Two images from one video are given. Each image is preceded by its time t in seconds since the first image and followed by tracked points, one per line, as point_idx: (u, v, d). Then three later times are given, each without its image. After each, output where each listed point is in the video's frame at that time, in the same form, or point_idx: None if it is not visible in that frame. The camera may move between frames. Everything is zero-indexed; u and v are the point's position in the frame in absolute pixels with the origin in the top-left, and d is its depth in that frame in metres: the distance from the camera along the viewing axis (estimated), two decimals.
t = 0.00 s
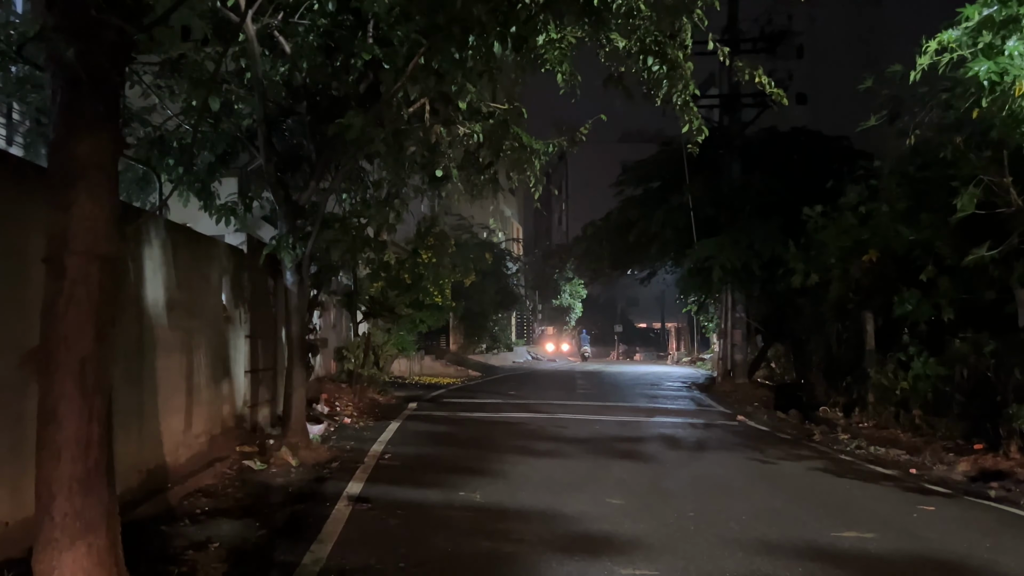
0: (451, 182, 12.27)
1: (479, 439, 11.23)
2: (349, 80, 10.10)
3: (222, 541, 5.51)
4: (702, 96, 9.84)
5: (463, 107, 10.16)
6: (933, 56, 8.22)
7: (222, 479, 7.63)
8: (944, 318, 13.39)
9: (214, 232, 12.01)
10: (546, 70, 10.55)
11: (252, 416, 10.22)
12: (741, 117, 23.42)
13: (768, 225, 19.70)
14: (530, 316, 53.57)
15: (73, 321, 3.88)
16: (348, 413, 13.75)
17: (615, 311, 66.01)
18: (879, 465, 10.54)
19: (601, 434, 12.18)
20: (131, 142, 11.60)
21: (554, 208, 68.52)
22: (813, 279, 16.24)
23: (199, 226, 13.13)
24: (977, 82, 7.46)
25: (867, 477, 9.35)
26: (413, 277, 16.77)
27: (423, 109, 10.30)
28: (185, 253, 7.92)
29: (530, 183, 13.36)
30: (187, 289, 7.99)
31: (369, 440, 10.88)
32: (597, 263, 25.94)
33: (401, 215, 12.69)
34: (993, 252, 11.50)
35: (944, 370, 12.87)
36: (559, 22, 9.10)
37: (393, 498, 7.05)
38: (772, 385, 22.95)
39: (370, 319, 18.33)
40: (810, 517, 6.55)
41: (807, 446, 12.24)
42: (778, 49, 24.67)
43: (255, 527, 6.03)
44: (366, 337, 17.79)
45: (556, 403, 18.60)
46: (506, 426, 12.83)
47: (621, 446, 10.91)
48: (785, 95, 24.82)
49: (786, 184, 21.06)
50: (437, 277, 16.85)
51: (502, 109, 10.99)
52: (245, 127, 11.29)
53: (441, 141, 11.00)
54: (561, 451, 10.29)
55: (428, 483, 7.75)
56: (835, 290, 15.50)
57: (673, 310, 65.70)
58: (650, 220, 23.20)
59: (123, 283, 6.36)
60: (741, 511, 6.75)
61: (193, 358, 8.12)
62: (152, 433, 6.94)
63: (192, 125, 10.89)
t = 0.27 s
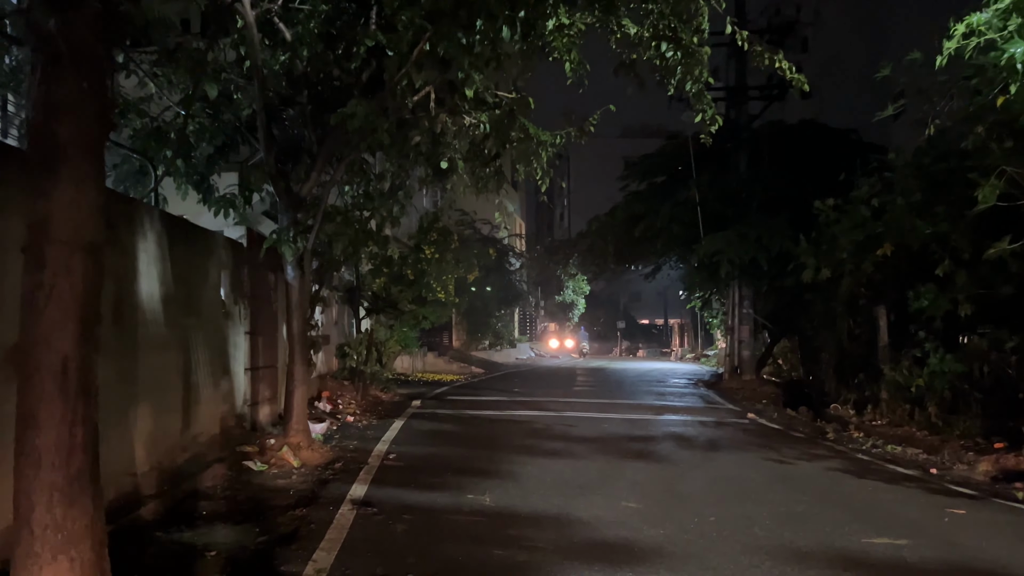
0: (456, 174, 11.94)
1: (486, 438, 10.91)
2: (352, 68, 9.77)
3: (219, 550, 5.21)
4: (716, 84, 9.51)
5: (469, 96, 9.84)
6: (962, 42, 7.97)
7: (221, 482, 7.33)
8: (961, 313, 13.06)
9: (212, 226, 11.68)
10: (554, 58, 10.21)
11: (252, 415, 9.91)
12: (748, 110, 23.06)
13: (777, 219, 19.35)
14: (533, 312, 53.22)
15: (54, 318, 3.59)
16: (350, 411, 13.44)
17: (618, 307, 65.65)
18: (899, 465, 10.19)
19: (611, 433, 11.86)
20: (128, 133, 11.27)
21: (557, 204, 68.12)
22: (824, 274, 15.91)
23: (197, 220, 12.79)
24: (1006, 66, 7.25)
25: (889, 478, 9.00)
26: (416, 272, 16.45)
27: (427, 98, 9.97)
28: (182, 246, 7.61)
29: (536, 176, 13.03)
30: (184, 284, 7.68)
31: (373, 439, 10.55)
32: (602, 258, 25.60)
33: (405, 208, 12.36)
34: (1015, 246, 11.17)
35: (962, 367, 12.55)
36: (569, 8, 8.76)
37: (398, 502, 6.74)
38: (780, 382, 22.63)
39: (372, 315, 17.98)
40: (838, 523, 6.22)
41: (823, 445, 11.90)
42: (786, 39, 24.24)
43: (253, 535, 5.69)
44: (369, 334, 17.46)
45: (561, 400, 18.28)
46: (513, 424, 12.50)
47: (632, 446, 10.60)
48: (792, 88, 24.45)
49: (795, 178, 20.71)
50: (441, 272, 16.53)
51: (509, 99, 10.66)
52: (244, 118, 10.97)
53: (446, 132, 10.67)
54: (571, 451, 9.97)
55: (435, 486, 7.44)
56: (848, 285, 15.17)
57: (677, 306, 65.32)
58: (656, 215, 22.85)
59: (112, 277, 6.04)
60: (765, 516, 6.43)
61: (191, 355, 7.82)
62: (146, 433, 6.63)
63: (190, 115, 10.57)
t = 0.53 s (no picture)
0: (463, 167, 11.60)
1: (494, 439, 10.57)
2: (356, 56, 9.47)
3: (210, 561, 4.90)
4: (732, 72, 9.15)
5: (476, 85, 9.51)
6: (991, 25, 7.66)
7: (218, 485, 7.02)
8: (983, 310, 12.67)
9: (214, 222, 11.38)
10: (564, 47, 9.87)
11: (253, 415, 9.59)
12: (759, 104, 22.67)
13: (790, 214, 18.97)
14: (541, 311, 52.81)
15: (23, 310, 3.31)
16: (355, 411, 13.11)
17: (626, 306, 65.17)
18: (924, 467, 9.82)
19: (623, 433, 11.51)
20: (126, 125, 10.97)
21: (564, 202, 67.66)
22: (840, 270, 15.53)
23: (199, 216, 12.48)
24: None
25: (914, 481, 8.64)
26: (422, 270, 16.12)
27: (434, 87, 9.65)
28: (178, 239, 7.31)
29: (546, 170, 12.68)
30: (180, 278, 7.38)
31: (378, 440, 10.22)
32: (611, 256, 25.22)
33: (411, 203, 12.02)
34: None
35: (985, 365, 12.18)
36: None
37: (404, 507, 6.41)
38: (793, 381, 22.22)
39: (378, 313, 17.67)
40: (869, 531, 5.88)
41: (841, 446, 11.54)
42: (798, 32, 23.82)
43: (250, 544, 5.38)
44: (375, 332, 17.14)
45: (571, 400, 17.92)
46: (521, 425, 12.16)
47: (646, 447, 10.24)
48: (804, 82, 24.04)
49: (808, 173, 20.32)
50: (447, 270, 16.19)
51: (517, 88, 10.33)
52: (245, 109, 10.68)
53: (453, 123, 10.34)
54: (582, 452, 9.63)
55: (442, 490, 7.12)
56: (865, 282, 14.79)
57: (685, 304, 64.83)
58: (666, 211, 22.45)
59: (102, 271, 5.74)
60: (790, 523, 6.09)
61: (188, 353, 7.52)
62: (140, 435, 6.33)
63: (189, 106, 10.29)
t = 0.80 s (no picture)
0: (462, 166, 11.25)
1: (494, 446, 10.22)
2: (351, 49, 9.14)
3: None
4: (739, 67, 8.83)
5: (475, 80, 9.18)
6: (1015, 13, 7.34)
7: (205, 497, 6.69)
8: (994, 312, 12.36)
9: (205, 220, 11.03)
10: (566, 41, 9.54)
11: (244, 421, 9.25)
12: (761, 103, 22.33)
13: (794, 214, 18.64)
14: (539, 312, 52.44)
15: None
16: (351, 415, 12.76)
17: (625, 307, 64.81)
18: (940, 474, 9.48)
19: (626, 439, 11.16)
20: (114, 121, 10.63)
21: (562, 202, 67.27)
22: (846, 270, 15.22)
23: (189, 215, 12.12)
24: None
25: (932, 490, 8.30)
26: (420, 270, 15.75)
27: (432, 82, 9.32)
28: (165, 239, 6.98)
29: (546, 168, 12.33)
30: (166, 279, 7.04)
31: (374, 447, 9.87)
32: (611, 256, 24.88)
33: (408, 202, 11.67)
34: None
35: (996, 368, 11.87)
36: None
37: (399, 521, 6.07)
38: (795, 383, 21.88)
39: (375, 315, 17.32)
40: (893, 547, 5.55)
41: (852, 451, 11.20)
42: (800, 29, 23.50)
43: (235, 563, 5.03)
44: (371, 334, 16.77)
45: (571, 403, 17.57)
46: (522, 430, 11.82)
47: (651, 453, 9.91)
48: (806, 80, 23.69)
49: (811, 172, 20.00)
50: (445, 271, 15.82)
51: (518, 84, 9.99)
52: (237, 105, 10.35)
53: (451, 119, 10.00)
54: (585, 460, 9.29)
55: (441, 501, 6.78)
56: (873, 282, 14.47)
57: (684, 305, 64.49)
58: (667, 211, 22.07)
59: (76, 272, 5.39)
60: (809, 538, 5.75)
61: (175, 358, 7.19)
62: (122, 445, 6.00)
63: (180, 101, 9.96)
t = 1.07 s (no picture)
0: (456, 155, 10.88)
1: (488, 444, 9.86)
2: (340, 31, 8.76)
3: None
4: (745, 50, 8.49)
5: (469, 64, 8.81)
6: None
7: (185, 501, 6.31)
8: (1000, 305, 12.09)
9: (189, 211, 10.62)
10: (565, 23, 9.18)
11: (228, 420, 8.86)
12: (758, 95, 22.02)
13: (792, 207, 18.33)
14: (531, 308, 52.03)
15: None
16: (340, 413, 12.37)
17: (616, 303, 64.49)
18: (950, 472, 9.18)
19: (625, 436, 10.83)
20: (94, 109, 10.21)
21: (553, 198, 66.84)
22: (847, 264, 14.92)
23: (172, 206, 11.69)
24: None
25: (945, 489, 8.00)
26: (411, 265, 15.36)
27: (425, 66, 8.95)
28: (143, 228, 6.60)
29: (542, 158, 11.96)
30: (144, 270, 6.65)
31: (364, 446, 9.50)
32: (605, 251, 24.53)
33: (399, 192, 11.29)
34: None
35: (1003, 363, 11.60)
36: None
37: (391, 526, 5.72)
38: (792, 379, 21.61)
39: (365, 310, 16.93)
40: (916, 551, 5.23)
41: (857, 448, 10.90)
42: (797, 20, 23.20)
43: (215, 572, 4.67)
44: (361, 329, 16.38)
45: (566, 400, 17.22)
46: (517, 428, 11.46)
47: (651, 452, 9.57)
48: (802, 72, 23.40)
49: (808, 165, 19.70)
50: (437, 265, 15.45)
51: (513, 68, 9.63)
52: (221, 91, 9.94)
53: (444, 105, 9.63)
54: (584, 459, 8.95)
55: (435, 504, 6.43)
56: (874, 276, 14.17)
57: (676, 301, 64.25)
58: (663, 204, 21.68)
59: (42, 260, 5.00)
60: (828, 543, 5.41)
61: (154, 354, 6.81)
62: (95, 446, 5.62)
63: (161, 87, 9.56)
